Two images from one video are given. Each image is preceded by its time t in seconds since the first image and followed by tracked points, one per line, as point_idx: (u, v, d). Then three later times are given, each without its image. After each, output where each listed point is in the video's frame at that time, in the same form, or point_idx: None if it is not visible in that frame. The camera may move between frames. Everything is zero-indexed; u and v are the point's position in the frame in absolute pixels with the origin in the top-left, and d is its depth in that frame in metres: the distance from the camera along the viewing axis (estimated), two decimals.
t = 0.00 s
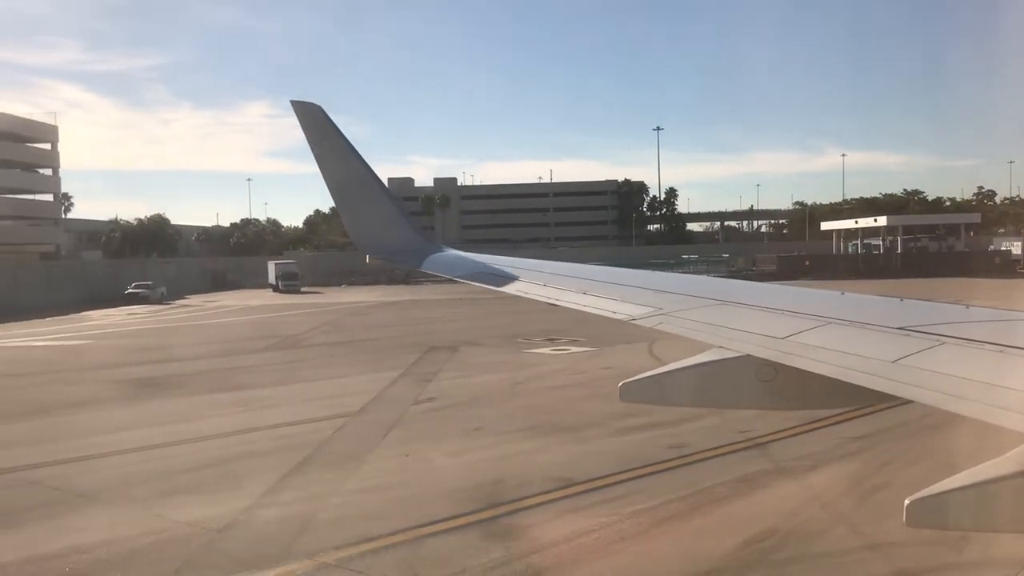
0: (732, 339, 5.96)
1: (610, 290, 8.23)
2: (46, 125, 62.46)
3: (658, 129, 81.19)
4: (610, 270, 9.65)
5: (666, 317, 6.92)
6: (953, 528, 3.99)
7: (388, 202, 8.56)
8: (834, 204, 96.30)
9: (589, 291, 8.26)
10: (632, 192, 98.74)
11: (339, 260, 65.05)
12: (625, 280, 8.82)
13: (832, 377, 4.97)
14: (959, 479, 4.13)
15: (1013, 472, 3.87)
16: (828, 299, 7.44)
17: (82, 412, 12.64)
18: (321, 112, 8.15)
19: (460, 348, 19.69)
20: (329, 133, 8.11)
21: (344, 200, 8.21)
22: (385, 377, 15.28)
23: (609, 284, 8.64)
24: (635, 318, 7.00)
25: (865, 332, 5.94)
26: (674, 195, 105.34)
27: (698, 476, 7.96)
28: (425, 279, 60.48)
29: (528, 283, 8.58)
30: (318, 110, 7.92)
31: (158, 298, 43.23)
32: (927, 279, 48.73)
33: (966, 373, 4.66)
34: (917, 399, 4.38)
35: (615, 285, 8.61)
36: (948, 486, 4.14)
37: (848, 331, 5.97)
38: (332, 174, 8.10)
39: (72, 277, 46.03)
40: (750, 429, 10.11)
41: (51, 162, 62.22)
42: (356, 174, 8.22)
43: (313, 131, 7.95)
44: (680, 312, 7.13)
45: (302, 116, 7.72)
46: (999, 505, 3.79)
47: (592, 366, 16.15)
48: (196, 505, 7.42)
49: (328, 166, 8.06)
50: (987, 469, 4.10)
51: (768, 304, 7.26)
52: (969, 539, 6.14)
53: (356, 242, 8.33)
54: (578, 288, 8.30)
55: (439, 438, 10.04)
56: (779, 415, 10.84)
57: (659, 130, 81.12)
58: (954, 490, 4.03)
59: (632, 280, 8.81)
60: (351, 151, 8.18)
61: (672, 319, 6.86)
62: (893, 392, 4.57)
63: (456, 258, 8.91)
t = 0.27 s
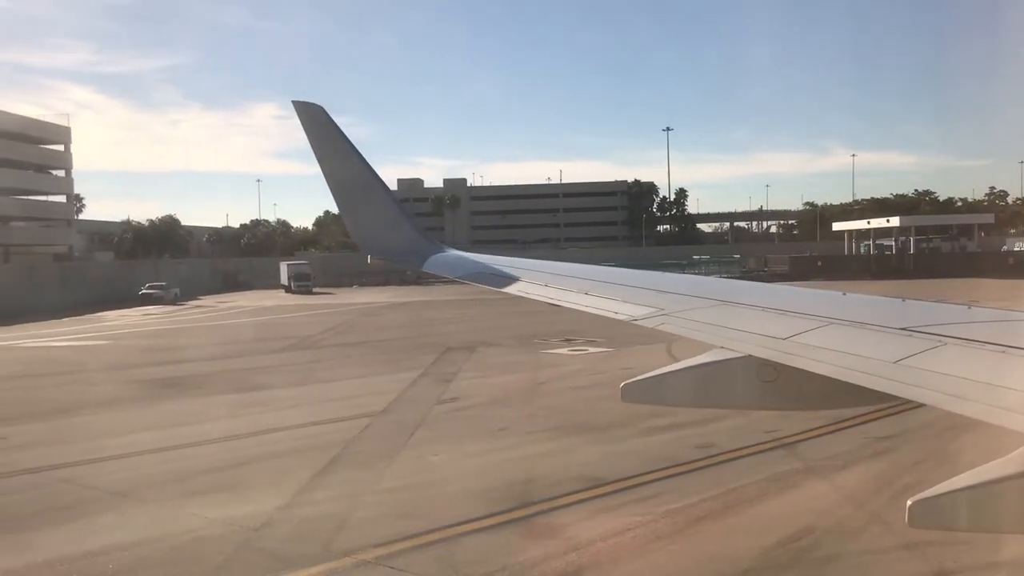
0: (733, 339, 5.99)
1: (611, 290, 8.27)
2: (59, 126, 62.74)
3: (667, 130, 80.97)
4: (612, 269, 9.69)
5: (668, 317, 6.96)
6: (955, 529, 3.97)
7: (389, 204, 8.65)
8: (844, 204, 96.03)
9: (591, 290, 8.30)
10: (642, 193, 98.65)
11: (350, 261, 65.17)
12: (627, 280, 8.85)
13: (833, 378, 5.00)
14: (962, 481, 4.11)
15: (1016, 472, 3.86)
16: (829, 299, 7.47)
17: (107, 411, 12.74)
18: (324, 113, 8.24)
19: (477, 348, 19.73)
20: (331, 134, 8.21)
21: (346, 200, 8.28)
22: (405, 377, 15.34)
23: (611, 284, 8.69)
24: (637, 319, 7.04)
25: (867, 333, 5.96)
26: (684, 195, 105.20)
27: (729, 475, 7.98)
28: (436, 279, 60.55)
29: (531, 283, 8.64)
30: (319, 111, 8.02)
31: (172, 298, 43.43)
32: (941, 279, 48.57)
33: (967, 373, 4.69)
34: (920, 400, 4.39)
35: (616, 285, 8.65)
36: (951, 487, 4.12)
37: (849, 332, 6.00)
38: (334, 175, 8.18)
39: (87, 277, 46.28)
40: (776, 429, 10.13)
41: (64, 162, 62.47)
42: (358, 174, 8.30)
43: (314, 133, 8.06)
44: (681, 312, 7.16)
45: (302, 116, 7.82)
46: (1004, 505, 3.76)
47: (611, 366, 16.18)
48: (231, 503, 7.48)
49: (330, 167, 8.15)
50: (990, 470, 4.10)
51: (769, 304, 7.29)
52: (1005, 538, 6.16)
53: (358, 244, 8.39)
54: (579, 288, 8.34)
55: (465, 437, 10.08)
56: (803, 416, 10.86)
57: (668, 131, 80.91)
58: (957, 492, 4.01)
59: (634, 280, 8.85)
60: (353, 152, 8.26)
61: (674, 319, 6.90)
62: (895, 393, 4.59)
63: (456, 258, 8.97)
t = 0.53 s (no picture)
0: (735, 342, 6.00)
1: (613, 291, 8.28)
2: (71, 126, 63.03)
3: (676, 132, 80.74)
4: (614, 271, 9.71)
5: (670, 318, 6.97)
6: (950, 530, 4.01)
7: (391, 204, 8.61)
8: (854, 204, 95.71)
9: (592, 292, 8.33)
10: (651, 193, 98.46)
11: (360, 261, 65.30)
12: (627, 281, 8.86)
13: (835, 379, 5.00)
14: (959, 483, 4.15)
15: (1016, 473, 3.92)
16: (830, 300, 7.45)
17: (132, 410, 12.84)
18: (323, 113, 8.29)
19: (493, 348, 19.78)
20: (331, 133, 8.24)
21: (345, 199, 8.27)
22: (424, 377, 15.40)
23: (612, 285, 8.69)
24: (639, 321, 7.06)
25: (868, 334, 5.95)
26: (693, 196, 105.08)
27: (758, 475, 8.01)
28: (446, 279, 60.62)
29: (533, 284, 8.66)
30: (317, 109, 8.08)
31: (185, 298, 43.63)
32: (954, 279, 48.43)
33: (966, 373, 4.71)
34: (921, 401, 4.39)
35: (618, 286, 8.67)
36: (948, 490, 4.16)
37: (851, 333, 5.99)
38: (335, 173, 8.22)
39: (101, 277, 46.53)
40: (801, 429, 10.14)
41: (76, 163, 62.80)
42: (358, 173, 8.30)
43: (314, 132, 8.11)
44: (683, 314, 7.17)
45: (300, 113, 7.88)
46: (1000, 506, 3.81)
47: (629, 366, 16.21)
48: (263, 502, 7.54)
49: (331, 166, 8.19)
50: (991, 471, 4.13)
51: (770, 305, 7.28)
52: None
53: (359, 243, 8.38)
54: (581, 290, 8.34)
55: (491, 435, 10.14)
56: (827, 415, 10.87)
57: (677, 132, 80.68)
58: (952, 494, 4.05)
59: (634, 280, 8.85)
60: (352, 151, 8.29)
61: (676, 320, 6.91)
62: (897, 394, 4.59)
63: (459, 259, 8.99)
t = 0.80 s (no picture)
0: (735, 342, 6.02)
1: (614, 292, 8.30)
2: (82, 126, 63.23)
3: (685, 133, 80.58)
4: (615, 271, 9.72)
5: (671, 319, 6.99)
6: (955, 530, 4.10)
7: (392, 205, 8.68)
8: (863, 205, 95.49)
9: (593, 293, 8.36)
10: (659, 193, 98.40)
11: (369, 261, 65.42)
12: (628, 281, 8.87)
13: (834, 380, 5.03)
14: (960, 484, 4.25)
15: (1016, 474, 4.00)
16: (829, 300, 7.45)
17: (155, 408, 12.92)
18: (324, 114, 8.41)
19: (509, 347, 19.83)
20: (331, 134, 8.35)
21: (346, 198, 8.36)
22: (443, 376, 15.47)
23: (613, 286, 8.71)
24: (639, 322, 7.08)
25: (867, 335, 5.96)
26: (702, 196, 105.02)
27: (786, 473, 8.06)
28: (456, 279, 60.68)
29: (534, 285, 8.67)
30: (318, 109, 8.20)
31: (196, 298, 43.77)
32: (965, 280, 48.38)
33: (965, 373, 4.74)
34: (920, 402, 4.42)
35: (618, 286, 8.68)
36: (950, 490, 4.26)
37: (850, 334, 6.00)
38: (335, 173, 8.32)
39: (113, 276, 46.73)
40: (824, 428, 10.18)
41: (87, 163, 63.06)
42: (358, 173, 8.39)
43: (315, 132, 8.22)
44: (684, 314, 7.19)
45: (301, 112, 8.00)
46: (1002, 509, 3.91)
47: (647, 366, 16.26)
48: (296, 497, 7.61)
49: (330, 165, 8.29)
50: (991, 472, 4.20)
51: (771, 306, 7.29)
52: None
53: (356, 242, 8.45)
54: (581, 291, 8.36)
55: (516, 434, 10.20)
56: (849, 415, 10.91)
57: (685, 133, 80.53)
58: (955, 495, 4.15)
59: (635, 281, 8.86)
60: (352, 152, 8.38)
61: (677, 321, 6.93)
62: (897, 395, 4.62)
63: (459, 260, 9.01)
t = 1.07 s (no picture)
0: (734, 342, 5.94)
1: (613, 292, 8.22)
2: (93, 125, 63.38)
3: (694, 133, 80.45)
4: (614, 271, 9.64)
5: (671, 319, 6.91)
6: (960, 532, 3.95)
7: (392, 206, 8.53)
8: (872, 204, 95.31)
9: (590, 293, 8.28)
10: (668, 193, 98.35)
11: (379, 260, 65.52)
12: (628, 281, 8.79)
13: (835, 380, 4.95)
14: (962, 484, 4.11)
15: (1018, 475, 3.89)
16: (828, 300, 7.36)
17: (177, 406, 12.96)
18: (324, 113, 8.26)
19: (524, 346, 19.87)
20: (332, 133, 8.20)
21: (346, 198, 8.20)
22: (461, 375, 15.51)
23: (613, 286, 8.62)
24: (639, 322, 7.00)
25: (866, 335, 5.88)
26: (710, 196, 104.94)
27: (814, 472, 8.07)
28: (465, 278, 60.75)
29: (533, 285, 8.60)
30: (318, 108, 8.05)
31: (207, 297, 43.88)
32: (976, 280, 48.16)
33: (965, 374, 4.67)
34: (921, 402, 4.33)
35: (618, 286, 8.60)
36: (950, 490, 4.14)
37: (850, 334, 5.92)
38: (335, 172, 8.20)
39: (125, 274, 46.83)
40: (848, 428, 10.19)
41: (98, 162, 63.29)
42: (358, 173, 8.24)
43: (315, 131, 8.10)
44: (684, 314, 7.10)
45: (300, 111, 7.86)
46: (1006, 510, 3.79)
47: (664, 365, 16.28)
48: (326, 495, 7.64)
49: (329, 165, 8.16)
50: (992, 473, 4.10)
51: (771, 306, 7.20)
52: None
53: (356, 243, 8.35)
54: (581, 291, 8.28)
55: (540, 433, 10.23)
56: (873, 414, 10.91)
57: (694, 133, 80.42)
58: (956, 495, 4.01)
59: (635, 281, 8.77)
60: (352, 152, 8.23)
61: (677, 321, 6.84)
62: (897, 396, 4.53)
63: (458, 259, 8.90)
